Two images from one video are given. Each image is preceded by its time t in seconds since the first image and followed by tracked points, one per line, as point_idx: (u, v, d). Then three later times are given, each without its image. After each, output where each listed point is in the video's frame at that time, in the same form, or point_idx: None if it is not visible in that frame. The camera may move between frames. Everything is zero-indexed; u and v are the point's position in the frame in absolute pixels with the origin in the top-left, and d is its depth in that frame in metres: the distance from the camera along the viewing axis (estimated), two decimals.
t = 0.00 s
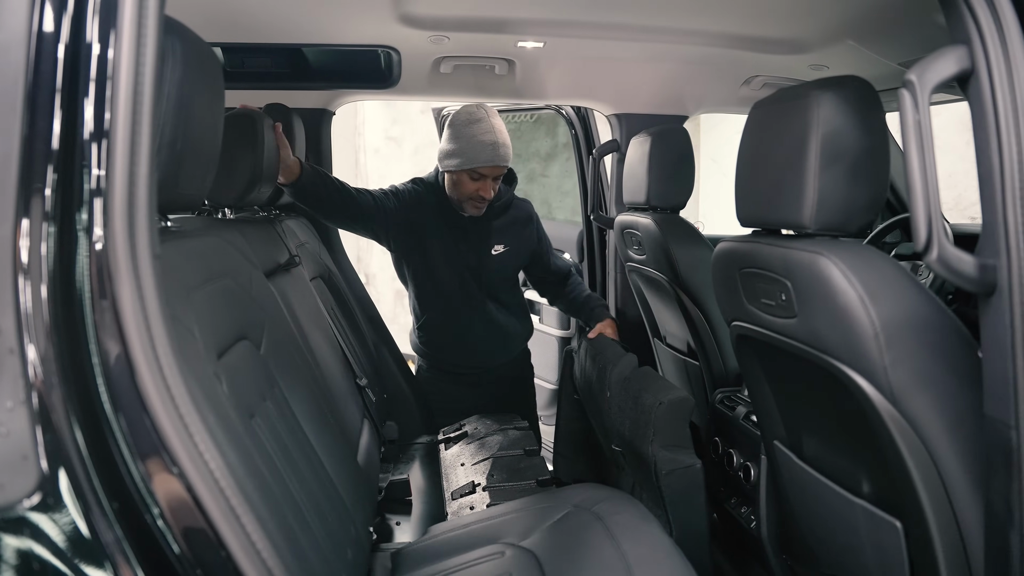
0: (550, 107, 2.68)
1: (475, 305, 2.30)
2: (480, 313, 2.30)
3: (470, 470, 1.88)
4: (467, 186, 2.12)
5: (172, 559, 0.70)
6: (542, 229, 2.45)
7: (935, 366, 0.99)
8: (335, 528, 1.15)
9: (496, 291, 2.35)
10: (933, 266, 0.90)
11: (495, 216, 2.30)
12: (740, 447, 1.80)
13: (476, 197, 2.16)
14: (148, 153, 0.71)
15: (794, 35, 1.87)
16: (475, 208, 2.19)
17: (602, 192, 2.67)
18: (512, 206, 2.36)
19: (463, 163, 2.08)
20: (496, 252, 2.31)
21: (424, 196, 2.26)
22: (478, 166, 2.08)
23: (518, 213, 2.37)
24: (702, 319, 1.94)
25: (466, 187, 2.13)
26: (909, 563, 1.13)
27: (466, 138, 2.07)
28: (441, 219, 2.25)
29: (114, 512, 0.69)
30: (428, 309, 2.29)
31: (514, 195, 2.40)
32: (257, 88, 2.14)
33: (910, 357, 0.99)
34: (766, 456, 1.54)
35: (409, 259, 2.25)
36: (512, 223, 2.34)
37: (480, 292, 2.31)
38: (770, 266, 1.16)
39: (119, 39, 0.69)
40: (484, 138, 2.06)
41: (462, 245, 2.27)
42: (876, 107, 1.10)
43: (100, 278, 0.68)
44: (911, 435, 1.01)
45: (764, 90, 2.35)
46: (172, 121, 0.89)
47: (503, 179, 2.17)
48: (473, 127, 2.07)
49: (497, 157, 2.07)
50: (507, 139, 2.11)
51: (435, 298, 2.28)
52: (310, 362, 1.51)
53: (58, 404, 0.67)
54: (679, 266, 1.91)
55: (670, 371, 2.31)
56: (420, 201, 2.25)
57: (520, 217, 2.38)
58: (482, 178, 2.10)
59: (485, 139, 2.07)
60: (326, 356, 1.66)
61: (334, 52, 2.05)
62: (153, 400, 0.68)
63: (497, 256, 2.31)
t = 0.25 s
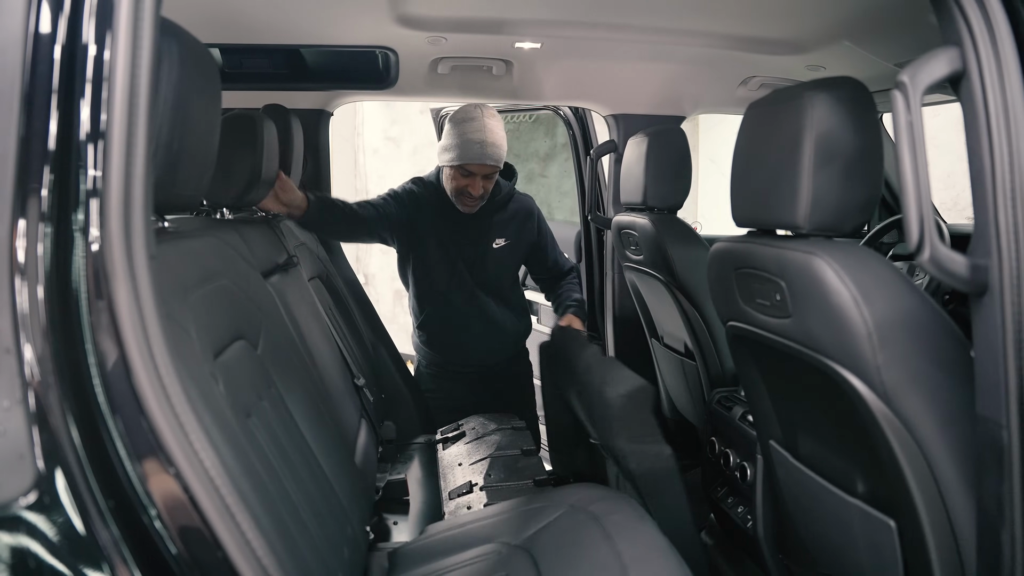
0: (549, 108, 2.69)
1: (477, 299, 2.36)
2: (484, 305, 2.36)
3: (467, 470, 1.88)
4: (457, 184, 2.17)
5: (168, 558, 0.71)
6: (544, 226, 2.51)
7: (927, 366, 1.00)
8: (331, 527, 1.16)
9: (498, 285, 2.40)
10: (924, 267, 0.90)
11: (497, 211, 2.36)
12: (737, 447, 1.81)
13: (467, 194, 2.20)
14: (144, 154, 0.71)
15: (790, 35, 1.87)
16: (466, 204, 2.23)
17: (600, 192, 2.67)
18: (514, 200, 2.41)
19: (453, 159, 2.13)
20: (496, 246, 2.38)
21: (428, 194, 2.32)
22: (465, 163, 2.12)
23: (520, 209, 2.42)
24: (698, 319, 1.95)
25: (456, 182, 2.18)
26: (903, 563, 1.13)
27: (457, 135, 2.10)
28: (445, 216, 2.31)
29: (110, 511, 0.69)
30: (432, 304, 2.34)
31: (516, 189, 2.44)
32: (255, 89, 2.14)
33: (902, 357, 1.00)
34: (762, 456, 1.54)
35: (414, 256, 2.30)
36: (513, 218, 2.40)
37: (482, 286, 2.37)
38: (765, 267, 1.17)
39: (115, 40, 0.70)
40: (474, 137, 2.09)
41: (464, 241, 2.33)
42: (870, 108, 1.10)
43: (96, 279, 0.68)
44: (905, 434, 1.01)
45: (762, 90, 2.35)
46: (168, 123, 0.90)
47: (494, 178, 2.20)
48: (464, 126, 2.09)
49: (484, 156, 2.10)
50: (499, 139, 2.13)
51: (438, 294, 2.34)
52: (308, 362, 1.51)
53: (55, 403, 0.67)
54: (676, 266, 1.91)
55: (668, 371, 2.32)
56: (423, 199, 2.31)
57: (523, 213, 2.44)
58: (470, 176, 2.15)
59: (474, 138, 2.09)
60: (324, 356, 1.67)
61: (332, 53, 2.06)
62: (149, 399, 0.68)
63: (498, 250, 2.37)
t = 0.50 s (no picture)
0: (548, 108, 2.69)
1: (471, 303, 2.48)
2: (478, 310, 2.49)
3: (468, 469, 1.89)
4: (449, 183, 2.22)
5: (169, 557, 0.71)
6: (542, 232, 2.57)
7: (923, 366, 1.00)
8: (331, 527, 1.16)
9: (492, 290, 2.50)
10: (920, 267, 0.90)
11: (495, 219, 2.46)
12: (735, 446, 1.81)
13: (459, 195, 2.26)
14: (144, 155, 0.72)
15: (789, 36, 1.88)
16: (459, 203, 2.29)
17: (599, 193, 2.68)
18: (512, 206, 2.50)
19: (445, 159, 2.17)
20: (491, 252, 2.48)
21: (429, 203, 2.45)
22: (458, 164, 2.16)
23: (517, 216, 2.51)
24: (696, 318, 1.96)
25: (450, 183, 2.23)
26: (899, 563, 1.13)
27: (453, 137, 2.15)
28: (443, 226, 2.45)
29: (110, 510, 0.70)
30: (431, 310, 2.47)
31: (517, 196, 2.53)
32: (256, 89, 2.15)
33: (899, 357, 1.00)
34: (760, 455, 1.55)
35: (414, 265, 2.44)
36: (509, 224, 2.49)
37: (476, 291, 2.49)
38: (762, 267, 1.17)
39: (116, 41, 0.71)
40: (466, 138, 2.13)
41: (458, 248, 2.45)
42: (867, 109, 1.11)
43: (96, 279, 0.69)
44: (901, 434, 1.02)
45: (761, 91, 2.36)
46: (168, 124, 0.90)
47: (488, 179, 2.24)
48: (460, 127, 2.13)
49: (475, 157, 2.14)
50: (493, 142, 2.17)
51: (435, 299, 2.47)
52: (307, 361, 1.52)
53: (55, 402, 0.68)
54: (675, 267, 1.92)
55: (666, 371, 2.32)
56: (425, 209, 2.45)
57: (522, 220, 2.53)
58: (460, 176, 2.19)
59: (467, 140, 2.13)
60: (324, 355, 1.67)
61: (332, 53, 2.06)
62: (149, 399, 0.69)
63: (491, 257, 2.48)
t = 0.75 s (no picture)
0: (549, 108, 2.69)
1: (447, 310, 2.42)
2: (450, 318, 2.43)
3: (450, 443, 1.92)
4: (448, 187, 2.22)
5: (172, 557, 0.71)
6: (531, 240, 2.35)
7: (924, 366, 1.01)
8: (332, 526, 1.17)
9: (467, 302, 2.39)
10: (920, 267, 0.91)
11: (477, 232, 2.32)
12: (735, 446, 1.81)
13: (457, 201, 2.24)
14: (146, 155, 0.72)
15: (790, 36, 1.88)
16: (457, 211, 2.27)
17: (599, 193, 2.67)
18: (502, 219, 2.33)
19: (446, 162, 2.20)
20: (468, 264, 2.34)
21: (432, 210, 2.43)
22: (458, 168, 2.18)
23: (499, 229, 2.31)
24: (697, 319, 1.96)
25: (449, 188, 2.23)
26: (899, 562, 1.14)
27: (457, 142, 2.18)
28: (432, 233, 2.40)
29: (113, 509, 0.70)
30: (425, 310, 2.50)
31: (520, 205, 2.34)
32: (256, 89, 2.15)
33: (899, 357, 1.00)
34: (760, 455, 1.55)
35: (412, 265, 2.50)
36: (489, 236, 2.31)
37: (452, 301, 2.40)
38: (762, 267, 1.18)
39: (118, 41, 0.71)
40: (468, 143, 2.16)
41: (437, 256, 2.38)
42: (867, 109, 1.11)
43: (99, 280, 0.69)
44: (902, 434, 1.02)
45: (761, 91, 2.36)
46: (169, 125, 0.91)
47: (488, 187, 2.24)
48: (465, 133, 2.18)
49: (473, 161, 2.17)
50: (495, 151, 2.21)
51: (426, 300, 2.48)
52: (308, 361, 1.52)
53: (58, 402, 0.68)
54: (676, 267, 1.92)
55: (667, 371, 2.32)
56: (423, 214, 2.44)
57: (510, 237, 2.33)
58: (459, 180, 2.20)
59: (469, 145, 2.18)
60: (325, 356, 1.67)
61: (332, 53, 2.06)
62: (151, 398, 0.69)
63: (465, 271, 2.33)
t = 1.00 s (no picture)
0: (552, 108, 2.69)
1: (462, 308, 2.45)
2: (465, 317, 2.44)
3: (454, 439, 1.94)
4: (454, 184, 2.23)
5: (174, 557, 0.71)
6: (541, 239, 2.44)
7: (930, 366, 1.00)
8: (335, 527, 1.16)
9: (484, 298, 2.44)
10: (927, 267, 0.90)
11: (490, 228, 2.37)
12: (739, 446, 1.81)
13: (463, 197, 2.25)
14: (150, 154, 0.72)
15: (793, 35, 1.87)
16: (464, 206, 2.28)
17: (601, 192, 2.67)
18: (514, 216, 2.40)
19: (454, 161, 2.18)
20: (485, 260, 2.40)
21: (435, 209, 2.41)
22: (465, 167, 2.17)
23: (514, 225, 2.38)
24: (700, 318, 1.95)
25: (456, 186, 2.22)
26: (904, 563, 1.13)
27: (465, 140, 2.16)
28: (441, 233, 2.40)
29: (116, 509, 0.70)
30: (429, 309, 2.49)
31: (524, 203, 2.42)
32: (259, 88, 2.15)
33: (904, 357, 1.00)
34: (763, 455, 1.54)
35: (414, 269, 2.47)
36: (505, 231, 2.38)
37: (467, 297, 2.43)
38: (767, 267, 1.17)
39: (120, 39, 0.70)
40: (475, 143, 2.13)
41: (451, 255, 2.41)
42: (872, 108, 1.10)
43: (101, 279, 0.68)
44: (908, 435, 1.02)
45: (764, 90, 2.36)
46: (172, 124, 0.90)
47: (494, 185, 2.24)
48: (472, 132, 2.13)
49: (478, 160, 2.15)
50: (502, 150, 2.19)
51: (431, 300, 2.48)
52: (310, 361, 1.51)
53: (61, 402, 0.68)
54: (678, 266, 1.92)
55: (669, 371, 2.31)
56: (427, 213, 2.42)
57: (523, 232, 2.41)
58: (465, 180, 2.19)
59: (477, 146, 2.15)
60: (327, 356, 1.67)
61: (335, 52, 2.06)
62: (154, 398, 0.69)
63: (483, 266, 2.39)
